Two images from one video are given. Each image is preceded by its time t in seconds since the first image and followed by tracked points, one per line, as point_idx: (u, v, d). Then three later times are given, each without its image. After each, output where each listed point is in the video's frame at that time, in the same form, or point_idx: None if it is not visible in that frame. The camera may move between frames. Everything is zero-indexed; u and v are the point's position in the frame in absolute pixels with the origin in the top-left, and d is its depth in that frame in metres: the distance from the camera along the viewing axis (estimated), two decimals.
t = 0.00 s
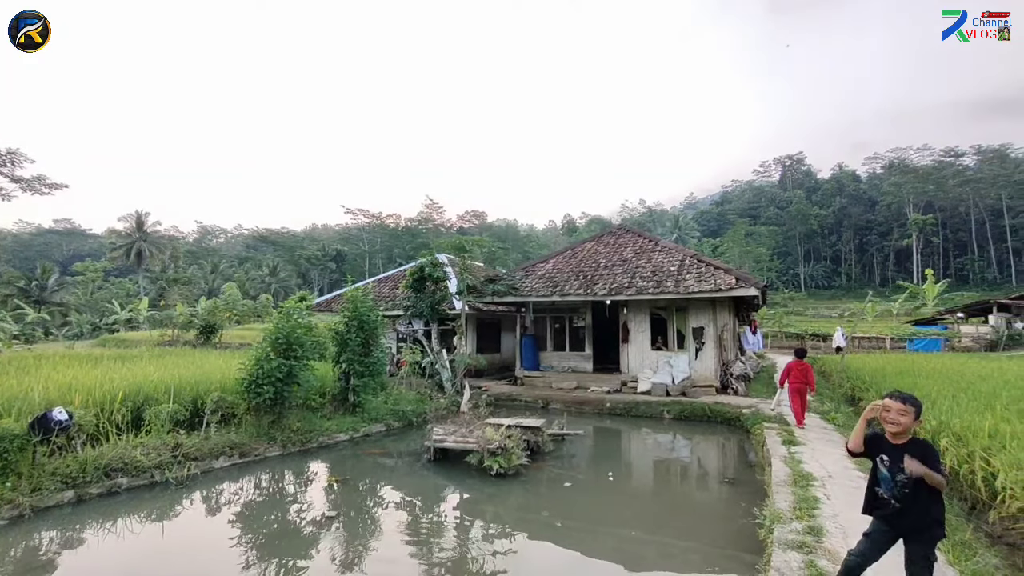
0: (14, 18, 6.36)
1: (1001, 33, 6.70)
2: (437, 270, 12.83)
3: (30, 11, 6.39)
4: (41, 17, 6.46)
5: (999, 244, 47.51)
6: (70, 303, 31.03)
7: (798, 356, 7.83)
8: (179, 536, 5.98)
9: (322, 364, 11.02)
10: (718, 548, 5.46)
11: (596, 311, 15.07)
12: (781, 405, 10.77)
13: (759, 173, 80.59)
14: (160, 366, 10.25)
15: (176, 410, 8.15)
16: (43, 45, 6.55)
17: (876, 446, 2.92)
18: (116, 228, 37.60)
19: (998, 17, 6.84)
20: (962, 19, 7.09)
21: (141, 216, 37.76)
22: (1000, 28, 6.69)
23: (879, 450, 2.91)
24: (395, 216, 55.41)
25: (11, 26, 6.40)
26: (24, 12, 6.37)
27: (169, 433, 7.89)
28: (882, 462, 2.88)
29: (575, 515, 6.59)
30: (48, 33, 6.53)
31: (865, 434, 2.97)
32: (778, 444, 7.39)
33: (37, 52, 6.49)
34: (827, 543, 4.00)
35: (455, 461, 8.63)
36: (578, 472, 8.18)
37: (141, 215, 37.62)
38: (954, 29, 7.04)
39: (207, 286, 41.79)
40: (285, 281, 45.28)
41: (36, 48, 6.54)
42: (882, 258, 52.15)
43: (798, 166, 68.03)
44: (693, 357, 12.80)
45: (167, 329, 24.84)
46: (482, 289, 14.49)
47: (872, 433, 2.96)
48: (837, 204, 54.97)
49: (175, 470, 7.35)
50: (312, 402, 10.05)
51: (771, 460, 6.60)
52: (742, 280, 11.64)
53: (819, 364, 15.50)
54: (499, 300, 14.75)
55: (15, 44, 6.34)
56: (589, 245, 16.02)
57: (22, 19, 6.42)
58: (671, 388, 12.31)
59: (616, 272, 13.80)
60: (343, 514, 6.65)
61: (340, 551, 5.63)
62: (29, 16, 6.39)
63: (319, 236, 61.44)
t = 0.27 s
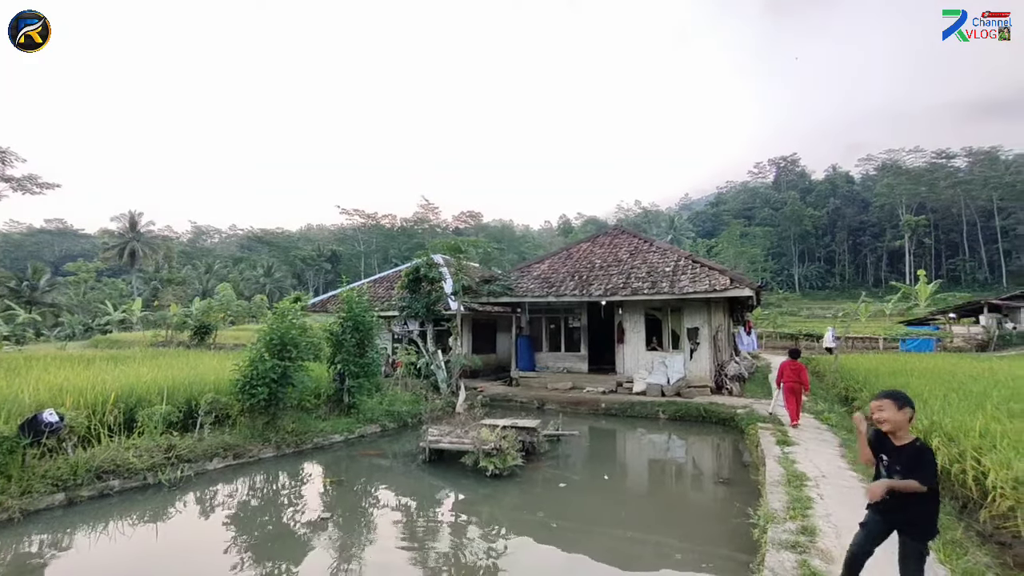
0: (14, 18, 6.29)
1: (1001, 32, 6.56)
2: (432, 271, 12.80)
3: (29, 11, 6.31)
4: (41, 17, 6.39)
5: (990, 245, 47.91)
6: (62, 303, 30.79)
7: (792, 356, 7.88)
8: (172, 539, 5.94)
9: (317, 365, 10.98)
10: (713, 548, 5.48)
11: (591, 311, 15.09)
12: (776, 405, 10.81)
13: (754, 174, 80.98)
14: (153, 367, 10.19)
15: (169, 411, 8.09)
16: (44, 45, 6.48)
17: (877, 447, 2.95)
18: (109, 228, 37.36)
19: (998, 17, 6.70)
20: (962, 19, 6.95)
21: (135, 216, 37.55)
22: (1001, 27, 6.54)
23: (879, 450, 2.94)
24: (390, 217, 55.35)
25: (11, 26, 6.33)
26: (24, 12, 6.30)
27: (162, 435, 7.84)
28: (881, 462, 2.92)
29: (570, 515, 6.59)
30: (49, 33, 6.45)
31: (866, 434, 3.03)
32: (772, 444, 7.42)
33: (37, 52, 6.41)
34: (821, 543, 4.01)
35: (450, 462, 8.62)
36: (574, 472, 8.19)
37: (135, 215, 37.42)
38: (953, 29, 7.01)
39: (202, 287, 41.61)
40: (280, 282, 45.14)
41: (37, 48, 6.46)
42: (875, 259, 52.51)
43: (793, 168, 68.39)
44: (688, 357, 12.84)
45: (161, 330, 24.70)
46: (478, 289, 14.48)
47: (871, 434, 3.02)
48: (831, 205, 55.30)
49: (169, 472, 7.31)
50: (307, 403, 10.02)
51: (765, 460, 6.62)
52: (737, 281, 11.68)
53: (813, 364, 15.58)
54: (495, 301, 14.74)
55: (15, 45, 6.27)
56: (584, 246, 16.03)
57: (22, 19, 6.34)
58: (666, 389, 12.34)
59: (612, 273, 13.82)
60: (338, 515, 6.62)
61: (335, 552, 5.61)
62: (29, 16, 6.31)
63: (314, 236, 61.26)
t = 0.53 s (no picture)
0: (14, 18, 6.24)
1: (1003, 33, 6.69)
2: (428, 271, 12.79)
3: (29, 11, 6.25)
4: (41, 17, 6.33)
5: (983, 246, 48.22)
6: (55, 304, 30.57)
7: (785, 356, 7.94)
8: (166, 541, 5.91)
9: (312, 366, 10.94)
10: (708, 548, 5.49)
11: (587, 312, 15.11)
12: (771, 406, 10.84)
13: (749, 175, 81.27)
14: (147, 368, 10.13)
15: (163, 413, 8.06)
16: (44, 45, 6.41)
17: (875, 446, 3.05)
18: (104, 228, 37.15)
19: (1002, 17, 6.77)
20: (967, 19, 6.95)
21: (129, 216, 37.37)
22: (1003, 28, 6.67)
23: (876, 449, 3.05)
24: (387, 217, 55.29)
25: (11, 26, 6.28)
26: (24, 12, 6.25)
27: (156, 436, 7.80)
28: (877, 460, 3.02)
29: (566, 516, 6.59)
30: (49, 33, 6.39)
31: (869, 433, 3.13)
32: (767, 444, 7.44)
33: (37, 52, 6.35)
34: (814, 543, 4.03)
35: (446, 463, 8.61)
36: (569, 473, 8.19)
37: (129, 215, 37.23)
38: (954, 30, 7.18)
39: (197, 287, 41.46)
40: (276, 282, 45.00)
41: (37, 49, 6.40)
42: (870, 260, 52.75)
43: (788, 169, 68.68)
44: (683, 358, 12.87)
45: (156, 331, 24.58)
46: (474, 290, 14.47)
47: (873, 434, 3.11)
48: (826, 206, 55.54)
49: (163, 474, 7.27)
50: (302, 405, 9.98)
51: (760, 460, 6.64)
52: (732, 282, 11.71)
53: (808, 365, 15.64)
54: (491, 302, 14.72)
55: (15, 45, 6.21)
56: (580, 247, 16.05)
57: (22, 19, 6.29)
58: (662, 389, 12.36)
59: (608, 274, 13.84)
60: (334, 517, 6.61)
61: (331, 554, 5.60)
62: (29, 16, 6.26)
63: (310, 237, 61.11)
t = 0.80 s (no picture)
0: (14, 18, 6.22)
1: (1001, 32, 6.93)
2: (425, 272, 12.79)
3: (29, 11, 6.23)
4: (41, 17, 6.31)
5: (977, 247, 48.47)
6: (49, 305, 30.40)
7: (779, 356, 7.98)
8: (160, 544, 5.88)
9: (308, 367, 10.91)
10: (704, 549, 5.51)
11: (584, 313, 15.13)
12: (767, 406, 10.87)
13: (745, 177, 81.59)
14: (142, 370, 10.09)
15: (158, 415, 8.03)
16: (44, 45, 6.38)
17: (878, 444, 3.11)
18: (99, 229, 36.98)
19: (997, 18, 7.05)
20: (962, 20, 7.34)
21: (125, 217, 37.20)
22: (1000, 28, 6.92)
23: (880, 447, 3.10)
24: (383, 218, 55.28)
25: (11, 26, 6.25)
26: (24, 12, 6.23)
27: (151, 438, 7.77)
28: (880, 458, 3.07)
29: (562, 517, 6.60)
30: (49, 33, 6.37)
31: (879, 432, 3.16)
32: (763, 445, 7.46)
33: (37, 52, 6.32)
34: (809, 543, 4.05)
35: (442, 464, 8.60)
36: (566, 474, 8.20)
37: (125, 216, 37.06)
38: (955, 28, 7.30)
39: (193, 288, 41.32)
40: (272, 283, 44.90)
41: (37, 49, 6.37)
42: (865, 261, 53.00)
43: (784, 170, 68.99)
44: (680, 359, 12.89)
45: (151, 332, 24.48)
46: (471, 291, 14.46)
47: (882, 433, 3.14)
48: (822, 207, 55.80)
49: (157, 476, 7.24)
50: (299, 406, 9.95)
51: (756, 460, 6.66)
52: (728, 283, 11.74)
53: (803, 365, 15.70)
54: (487, 303, 14.71)
55: (15, 44, 6.17)
56: (577, 248, 16.07)
57: (22, 19, 6.27)
58: (658, 390, 12.38)
59: (604, 275, 13.86)
60: (330, 518, 6.59)
61: (327, 556, 5.58)
62: (29, 16, 6.24)
63: (307, 238, 61.00)
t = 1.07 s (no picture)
0: (14, 18, 6.20)
1: (1000, 32, 6.97)
2: (422, 273, 12.79)
3: (29, 11, 6.21)
4: (41, 17, 6.28)
5: (971, 248, 48.69)
6: (44, 306, 30.22)
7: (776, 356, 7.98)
8: (156, 546, 5.85)
9: (305, 368, 10.89)
10: (701, 550, 5.52)
11: (581, 314, 15.14)
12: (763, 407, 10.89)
13: (742, 178, 81.84)
14: (138, 371, 10.04)
15: (154, 416, 8.00)
16: (44, 45, 6.35)
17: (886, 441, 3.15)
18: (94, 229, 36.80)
19: (998, 18, 7.14)
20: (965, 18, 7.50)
21: (121, 218, 37.05)
22: (1000, 28, 6.95)
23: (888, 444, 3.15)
24: (381, 219, 55.21)
25: (11, 26, 6.23)
26: (24, 12, 6.21)
27: (147, 440, 7.74)
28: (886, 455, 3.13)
29: (559, 518, 6.60)
30: (49, 33, 6.34)
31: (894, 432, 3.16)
32: (759, 445, 7.47)
33: (37, 52, 6.28)
34: (805, 543, 4.06)
35: (440, 465, 8.59)
36: (563, 475, 8.20)
37: (120, 216, 36.87)
38: (956, 28, 7.39)
39: (189, 289, 41.16)
40: (269, 284, 44.78)
41: (37, 48, 6.34)
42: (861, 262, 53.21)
43: (780, 172, 69.22)
44: (677, 360, 12.91)
45: (147, 333, 24.37)
46: (468, 292, 14.45)
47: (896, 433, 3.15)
48: (818, 209, 56.00)
49: (153, 478, 7.21)
50: (295, 407, 9.92)
51: (752, 461, 6.68)
52: (725, 284, 11.78)
53: (799, 366, 15.75)
54: (484, 304, 14.70)
55: (15, 44, 6.14)
56: (574, 249, 16.09)
57: (22, 19, 6.25)
58: (655, 391, 12.40)
59: (601, 276, 13.88)
60: (327, 520, 6.58)
61: (324, 558, 5.57)
62: (29, 16, 6.22)
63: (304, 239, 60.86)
